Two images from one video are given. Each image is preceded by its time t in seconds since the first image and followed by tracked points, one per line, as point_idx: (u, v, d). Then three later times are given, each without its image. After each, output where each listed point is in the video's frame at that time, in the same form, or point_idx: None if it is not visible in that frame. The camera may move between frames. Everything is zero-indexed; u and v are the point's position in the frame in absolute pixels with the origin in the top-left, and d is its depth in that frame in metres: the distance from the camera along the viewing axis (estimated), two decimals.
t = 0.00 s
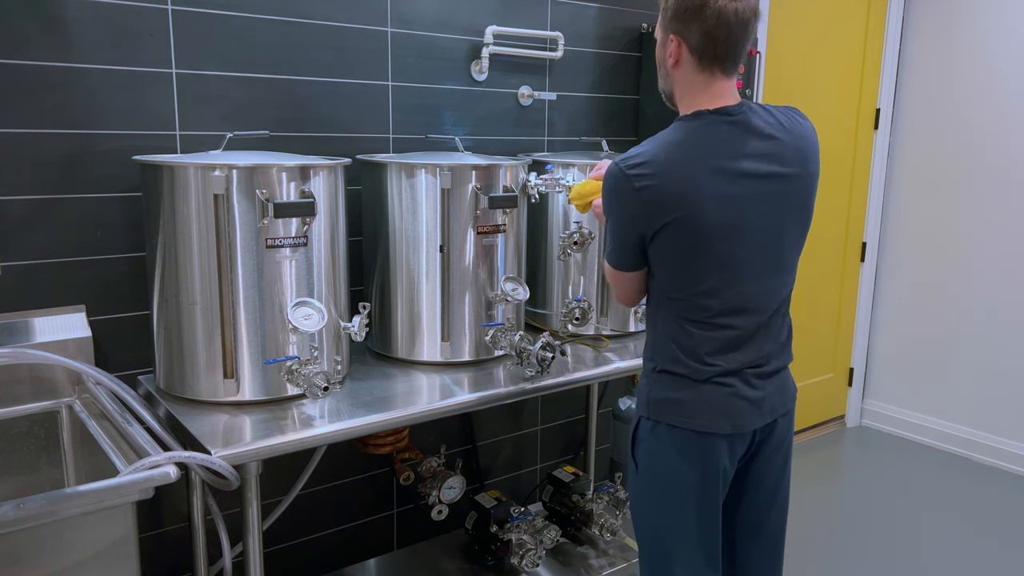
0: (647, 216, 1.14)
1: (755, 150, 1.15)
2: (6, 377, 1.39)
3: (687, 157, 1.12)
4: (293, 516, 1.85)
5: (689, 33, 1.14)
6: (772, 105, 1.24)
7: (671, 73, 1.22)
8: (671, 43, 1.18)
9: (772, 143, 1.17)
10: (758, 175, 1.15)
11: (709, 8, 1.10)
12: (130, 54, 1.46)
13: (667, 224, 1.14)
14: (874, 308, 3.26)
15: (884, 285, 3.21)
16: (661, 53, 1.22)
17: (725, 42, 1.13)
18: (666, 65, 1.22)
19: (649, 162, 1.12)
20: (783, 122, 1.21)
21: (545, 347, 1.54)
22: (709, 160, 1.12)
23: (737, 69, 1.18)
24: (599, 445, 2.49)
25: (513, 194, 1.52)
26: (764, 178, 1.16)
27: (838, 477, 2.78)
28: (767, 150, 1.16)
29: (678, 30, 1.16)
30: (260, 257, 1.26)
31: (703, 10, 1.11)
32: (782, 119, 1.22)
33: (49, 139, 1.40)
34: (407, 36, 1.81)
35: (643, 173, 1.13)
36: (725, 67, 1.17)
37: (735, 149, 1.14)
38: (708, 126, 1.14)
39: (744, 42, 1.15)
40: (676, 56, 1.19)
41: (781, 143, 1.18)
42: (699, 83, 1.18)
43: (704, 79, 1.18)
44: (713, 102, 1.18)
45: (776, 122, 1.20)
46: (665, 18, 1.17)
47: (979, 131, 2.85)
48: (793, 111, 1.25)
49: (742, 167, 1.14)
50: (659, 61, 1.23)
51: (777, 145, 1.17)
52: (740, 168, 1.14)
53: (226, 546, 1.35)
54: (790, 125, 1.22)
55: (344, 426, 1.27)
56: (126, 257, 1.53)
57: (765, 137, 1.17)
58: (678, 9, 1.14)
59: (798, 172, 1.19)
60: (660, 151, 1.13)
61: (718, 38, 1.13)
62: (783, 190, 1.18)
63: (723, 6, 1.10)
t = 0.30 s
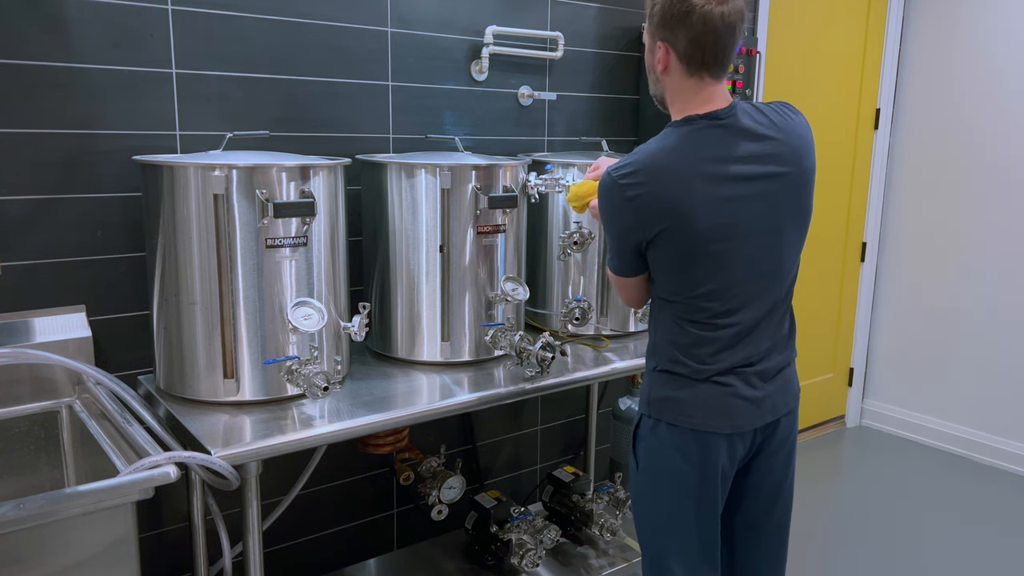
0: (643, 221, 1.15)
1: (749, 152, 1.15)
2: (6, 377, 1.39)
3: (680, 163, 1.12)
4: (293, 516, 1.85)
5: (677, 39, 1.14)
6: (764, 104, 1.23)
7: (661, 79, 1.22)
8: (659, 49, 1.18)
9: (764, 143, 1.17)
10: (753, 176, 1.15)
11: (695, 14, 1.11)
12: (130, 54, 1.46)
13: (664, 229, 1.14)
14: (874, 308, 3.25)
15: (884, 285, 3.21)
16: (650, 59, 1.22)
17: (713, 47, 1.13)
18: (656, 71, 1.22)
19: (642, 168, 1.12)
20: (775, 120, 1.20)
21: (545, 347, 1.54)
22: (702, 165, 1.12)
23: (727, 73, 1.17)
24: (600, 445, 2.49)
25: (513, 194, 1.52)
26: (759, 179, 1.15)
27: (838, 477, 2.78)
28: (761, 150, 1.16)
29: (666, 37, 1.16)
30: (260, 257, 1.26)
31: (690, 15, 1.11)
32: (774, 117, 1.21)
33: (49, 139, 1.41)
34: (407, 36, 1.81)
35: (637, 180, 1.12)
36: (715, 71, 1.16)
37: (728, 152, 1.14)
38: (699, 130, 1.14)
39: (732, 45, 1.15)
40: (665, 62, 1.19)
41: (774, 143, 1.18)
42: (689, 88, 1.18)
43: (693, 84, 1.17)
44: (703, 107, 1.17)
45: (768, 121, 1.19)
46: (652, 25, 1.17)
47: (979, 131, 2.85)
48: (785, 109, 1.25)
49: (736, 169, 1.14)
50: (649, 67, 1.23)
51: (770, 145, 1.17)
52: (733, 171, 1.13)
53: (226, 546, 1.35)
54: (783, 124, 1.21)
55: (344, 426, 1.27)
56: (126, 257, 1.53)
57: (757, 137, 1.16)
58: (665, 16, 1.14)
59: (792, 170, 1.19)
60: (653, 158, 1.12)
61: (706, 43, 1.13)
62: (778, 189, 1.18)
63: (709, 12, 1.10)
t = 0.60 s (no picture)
0: (644, 219, 1.15)
1: (749, 151, 1.15)
2: (6, 377, 1.39)
3: (681, 161, 1.12)
4: (292, 516, 1.85)
5: (677, 40, 1.14)
6: (765, 104, 1.24)
7: (664, 82, 1.21)
8: (660, 52, 1.18)
9: (765, 143, 1.17)
10: (753, 176, 1.15)
11: (693, 14, 1.11)
12: (130, 54, 1.46)
13: (664, 227, 1.14)
14: (874, 308, 3.25)
15: (884, 285, 3.21)
16: (650, 64, 1.22)
17: (713, 45, 1.13)
18: (657, 75, 1.21)
19: (643, 166, 1.12)
20: (775, 120, 1.21)
21: (545, 347, 1.54)
22: (703, 163, 1.12)
23: (728, 70, 1.17)
24: (599, 445, 2.49)
25: (513, 194, 1.52)
26: (759, 178, 1.15)
27: (838, 477, 2.77)
28: (761, 150, 1.16)
29: (665, 39, 1.16)
30: (260, 257, 1.26)
31: (688, 16, 1.12)
32: (775, 118, 1.21)
33: (50, 139, 1.41)
34: (407, 36, 1.81)
35: (638, 178, 1.13)
36: (716, 68, 1.16)
37: (729, 152, 1.14)
38: (701, 129, 1.14)
39: (731, 42, 1.15)
40: (667, 64, 1.19)
41: (775, 142, 1.18)
42: (692, 88, 1.18)
43: (697, 83, 1.17)
44: (708, 105, 1.17)
45: (769, 121, 1.20)
46: (651, 29, 1.18)
47: (979, 131, 2.85)
48: (786, 110, 1.25)
49: (736, 168, 1.14)
50: (650, 72, 1.23)
51: (771, 144, 1.17)
52: (734, 169, 1.14)
53: (226, 546, 1.35)
54: (784, 124, 1.21)
55: (344, 426, 1.27)
56: (126, 257, 1.53)
57: (758, 137, 1.17)
58: (663, 19, 1.14)
59: (793, 170, 1.19)
60: (654, 155, 1.12)
61: (706, 42, 1.13)
62: (778, 188, 1.18)
63: (706, 10, 1.11)
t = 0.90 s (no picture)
0: (646, 216, 1.14)
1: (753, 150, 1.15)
2: (6, 377, 1.39)
3: (685, 159, 1.12)
4: (293, 516, 1.85)
5: (683, 38, 1.14)
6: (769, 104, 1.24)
7: (668, 80, 1.21)
8: (665, 51, 1.18)
9: (769, 141, 1.17)
10: (756, 175, 1.15)
11: (699, 11, 1.11)
12: (130, 54, 1.46)
13: (667, 224, 1.14)
14: (874, 308, 3.25)
15: (884, 285, 3.21)
16: (655, 62, 1.21)
17: (719, 43, 1.13)
18: (662, 73, 1.21)
19: (648, 164, 1.12)
20: (780, 119, 1.21)
21: (545, 346, 1.54)
22: (707, 160, 1.12)
23: (733, 68, 1.18)
24: (599, 445, 2.49)
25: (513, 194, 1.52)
26: (762, 177, 1.16)
27: (838, 477, 2.77)
28: (765, 149, 1.16)
29: (670, 37, 1.16)
30: (260, 257, 1.26)
31: (694, 13, 1.12)
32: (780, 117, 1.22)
33: (50, 139, 1.41)
34: (406, 36, 1.81)
35: (642, 174, 1.12)
36: (721, 67, 1.16)
37: (733, 150, 1.14)
38: (706, 127, 1.14)
39: (736, 40, 1.15)
40: (672, 63, 1.18)
41: (778, 141, 1.18)
42: (697, 87, 1.18)
43: (702, 80, 1.17)
44: (712, 104, 1.17)
45: (773, 120, 1.20)
46: (656, 27, 1.17)
47: (980, 131, 2.85)
48: (790, 110, 1.25)
49: (740, 167, 1.14)
50: (654, 70, 1.22)
51: (775, 143, 1.18)
52: (737, 168, 1.14)
53: (226, 546, 1.35)
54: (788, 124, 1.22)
55: (343, 426, 1.27)
56: (126, 256, 1.53)
57: (762, 136, 1.17)
58: (669, 17, 1.14)
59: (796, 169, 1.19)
60: (658, 152, 1.13)
61: (712, 39, 1.13)
62: (781, 188, 1.18)
63: (712, 7, 1.11)
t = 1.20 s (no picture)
0: (655, 215, 1.14)
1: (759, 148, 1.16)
2: (6, 377, 1.39)
3: (692, 157, 1.12)
4: (293, 516, 1.85)
5: (687, 37, 1.14)
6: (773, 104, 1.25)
7: (672, 79, 1.21)
8: (669, 49, 1.18)
9: (774, 139, 1.18)
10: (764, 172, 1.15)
11: (704, 10, 1.11)
12: (130, 54, 1.46)
13: (674, 224, 1.14)
14: (874, 308, 3.25)
15: (884, 285, 3.21)
16: (659, 61, 1.21)
17: (723, 41, 1.13)
18: (666, 71, 1.21)
19: (655, 161, 1.13)
20: (784, 119, 1.22)
21: (545, 347, 1.54)
22: (713, 158, 1.13)
23: (736, 67, 1.18)
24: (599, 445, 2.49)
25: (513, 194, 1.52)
26: (767, 175, 1.16)
27: (838, 477, 2.77)
28: (771, 146, 1.17)
29: (675, 36, 1.16)
30: (260, 257, 1.26)
31: (698, 12, 1.12)
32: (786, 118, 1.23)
33: (50, 139, 1.41)
34: (406, 36, 1.81)
35: (650, 172, 1.12)
36: (725, 65, 1.17)
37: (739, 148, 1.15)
38: (713, 125, 1.14)
39: (740, 39, 1.15)
40: (676, 61, 1.18)
41: (783, 140, 1.18)
42: (701, 85, 1.18)
43: (706, 79, 1.17)
44: (716, 102, 1.17)
45: (779, 120, 1.21)
46: (660, 25, 1.17)
47: (980, 131, 2.85)
48: (793, 111, 1.26)
49: (748, 164, 1.14)
50: (657, 68, 1.23)
51: (780, 143, 1.18)
52: (744, 166, 1.14)
53: (226, 546, 1.35)
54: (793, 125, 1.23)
55: (344, 426, 1.27)
56: (126, 256, 1.53)
57: (768, 134, 1.17)
58: (673, 15, 1.14)
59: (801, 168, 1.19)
60: (666, 149, 1.13)
61: (716, 38, 1.13)
62: (787, 187, 1.18)
63: (717, 6, 1.10)
